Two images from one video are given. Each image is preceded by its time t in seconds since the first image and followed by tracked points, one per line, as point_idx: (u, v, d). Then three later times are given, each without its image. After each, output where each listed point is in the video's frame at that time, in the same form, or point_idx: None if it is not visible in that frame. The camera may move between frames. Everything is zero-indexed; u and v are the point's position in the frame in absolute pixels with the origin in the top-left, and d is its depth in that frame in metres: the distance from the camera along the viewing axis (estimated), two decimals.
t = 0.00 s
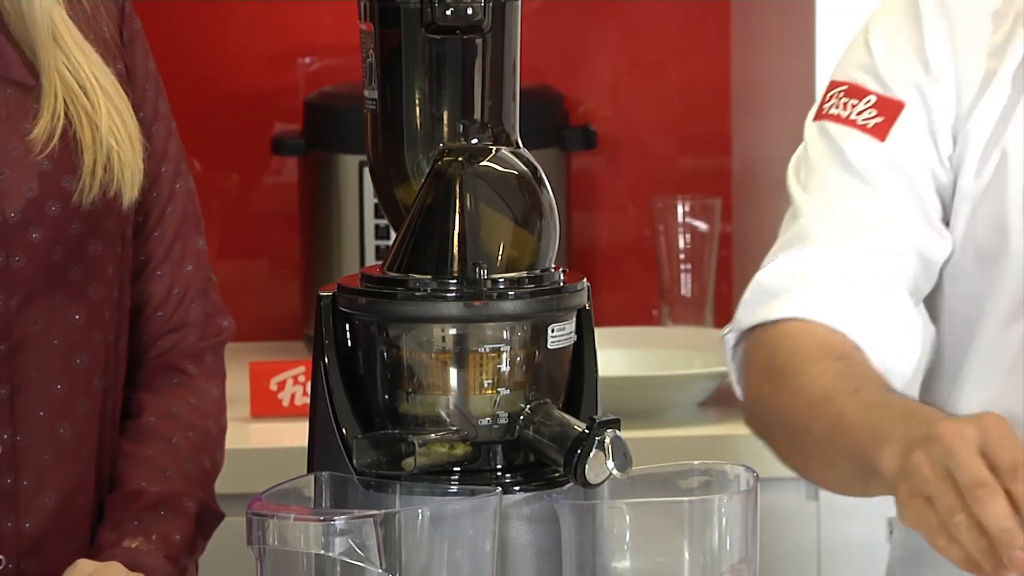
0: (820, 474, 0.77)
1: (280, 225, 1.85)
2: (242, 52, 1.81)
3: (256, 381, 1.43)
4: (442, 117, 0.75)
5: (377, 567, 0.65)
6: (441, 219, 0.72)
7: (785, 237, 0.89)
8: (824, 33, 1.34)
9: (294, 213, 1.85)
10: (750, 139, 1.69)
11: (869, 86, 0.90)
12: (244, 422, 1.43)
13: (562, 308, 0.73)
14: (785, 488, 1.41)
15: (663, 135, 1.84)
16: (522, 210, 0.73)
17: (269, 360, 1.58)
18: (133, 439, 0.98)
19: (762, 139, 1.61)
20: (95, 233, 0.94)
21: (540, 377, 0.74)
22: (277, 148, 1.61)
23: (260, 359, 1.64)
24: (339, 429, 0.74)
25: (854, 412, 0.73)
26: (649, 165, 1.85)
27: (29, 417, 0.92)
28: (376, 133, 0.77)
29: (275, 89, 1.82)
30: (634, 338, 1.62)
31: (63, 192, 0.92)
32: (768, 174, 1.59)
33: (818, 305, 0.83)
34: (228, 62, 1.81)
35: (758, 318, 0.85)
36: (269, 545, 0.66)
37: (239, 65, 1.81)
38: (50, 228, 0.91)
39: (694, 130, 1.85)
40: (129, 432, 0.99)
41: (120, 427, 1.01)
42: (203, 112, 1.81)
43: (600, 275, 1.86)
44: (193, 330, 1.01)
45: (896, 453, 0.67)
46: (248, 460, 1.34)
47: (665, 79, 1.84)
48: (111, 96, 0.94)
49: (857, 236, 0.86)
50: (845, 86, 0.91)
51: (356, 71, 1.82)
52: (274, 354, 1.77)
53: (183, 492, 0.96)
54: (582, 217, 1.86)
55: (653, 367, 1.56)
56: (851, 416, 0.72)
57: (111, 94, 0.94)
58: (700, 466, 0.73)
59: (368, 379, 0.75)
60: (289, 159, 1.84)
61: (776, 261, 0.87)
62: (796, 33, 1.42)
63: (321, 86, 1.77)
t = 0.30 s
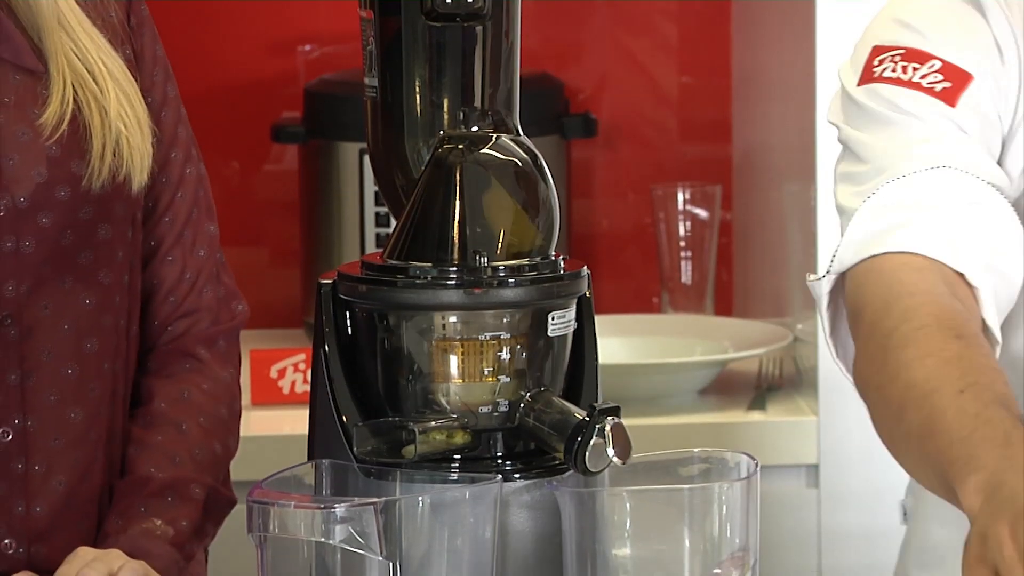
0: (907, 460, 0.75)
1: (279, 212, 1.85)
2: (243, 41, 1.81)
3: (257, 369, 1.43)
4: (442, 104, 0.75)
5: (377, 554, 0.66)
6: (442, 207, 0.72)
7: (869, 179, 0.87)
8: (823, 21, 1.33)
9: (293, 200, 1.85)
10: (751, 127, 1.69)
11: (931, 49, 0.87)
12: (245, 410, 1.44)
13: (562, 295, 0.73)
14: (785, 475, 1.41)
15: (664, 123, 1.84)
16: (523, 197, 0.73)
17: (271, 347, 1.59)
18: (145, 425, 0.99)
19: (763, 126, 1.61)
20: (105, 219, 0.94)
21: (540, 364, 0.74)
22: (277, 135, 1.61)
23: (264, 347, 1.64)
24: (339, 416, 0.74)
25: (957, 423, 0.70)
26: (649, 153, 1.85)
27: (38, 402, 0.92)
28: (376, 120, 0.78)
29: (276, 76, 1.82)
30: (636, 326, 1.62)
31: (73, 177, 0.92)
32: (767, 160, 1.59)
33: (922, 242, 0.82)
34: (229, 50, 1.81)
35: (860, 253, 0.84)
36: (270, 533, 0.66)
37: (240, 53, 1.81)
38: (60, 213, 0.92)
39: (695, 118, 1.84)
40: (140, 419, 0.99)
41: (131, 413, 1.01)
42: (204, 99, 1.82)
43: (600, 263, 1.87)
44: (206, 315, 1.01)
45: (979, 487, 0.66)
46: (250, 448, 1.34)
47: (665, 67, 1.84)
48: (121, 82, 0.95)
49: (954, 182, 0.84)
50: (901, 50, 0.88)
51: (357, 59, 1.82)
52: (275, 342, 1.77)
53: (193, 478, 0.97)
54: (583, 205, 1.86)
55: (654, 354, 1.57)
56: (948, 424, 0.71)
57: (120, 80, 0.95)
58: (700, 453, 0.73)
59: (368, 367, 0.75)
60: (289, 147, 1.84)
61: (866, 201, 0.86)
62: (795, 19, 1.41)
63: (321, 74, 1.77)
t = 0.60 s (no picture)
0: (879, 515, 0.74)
1: (279, 203, 1.85)
2: (240, 33, 1.81)
3: (257, 359, 1.43)
4: (442, 95, 0.75)
5: (377, 545, 0.66)
6: (442, 197, 0.72)
7: (874, 210, 0.88)
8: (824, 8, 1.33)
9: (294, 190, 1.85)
10: (751, 117, 1.69)
11: (951, 89, 0.88)
12: (246, 400, 1.44)
13: (562, 286, 0.73)
14: (785, 465, 1.41)
15: (664, 113, 1.84)
16: (523, 189, 0.73)
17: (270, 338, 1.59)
18: (141, 415, 0.99)
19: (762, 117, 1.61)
20: (102, 211, 0.94)
21: (540, 355, 0.74)
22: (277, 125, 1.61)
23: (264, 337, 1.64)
24: (339, 407, 0.74)
25: (931, 485, 0.70)
26: (649, 144, 1.85)
27: (37, 395, 0.92)
28: (376, 111, 0.78)
29: (275, 66, 1.82)
30: (637, 316, 1.62)
31: (70, 169, 0.92)
32: (767, 150, 1.59)
33: (928, 279, 0.84)
34: (228, 40, 1.81)
35: (863, 284, 0.86)
36: (270, 523, 0.66)
37: (239, 44, 1.81)
38: (57, 205, 0.92)
39: (695, 108, 1.84)
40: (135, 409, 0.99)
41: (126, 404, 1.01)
42: (203, 90, 1.81)
43: (600, 254, 1.87)
44: (199, 306, 1.02)
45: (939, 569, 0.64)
46: (250, 438, 1.34)
47: (665, 58, 1.83)
48: (117, 74, 0.95)
49: (962, 221, 0.85)
50: (919, 82, 0.88)
51: (357, 49, 1.82)
52: (274, 332, 1.78)
53: (190, 469, 0.97)
54: (583, 195, 1.86)
55: (655, 344, 1.57)
56: (922, 485, 0.71)
57: (117, 73, 0.95)
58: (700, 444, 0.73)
59: (368, 357, 0.75)
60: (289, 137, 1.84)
61: (875, 230, 0.87)
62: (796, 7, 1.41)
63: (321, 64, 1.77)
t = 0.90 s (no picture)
0: None
1: (279, 196, 1.85)
2: (238, 28, 1.81)
3: (256, 352, 1.43)
4: (443, 88, 0.75)
5: (377, 538, 0.66)
6: (442, 191, 0.72)
7: (874, 223, 0.83)
8: None
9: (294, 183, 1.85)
10: (751, 110, 1.68)
11: (950, 109, 0.84)
12: (246, 393, 1.44)
13: (562, 279, 0.73)
14: (785, 458, 1.41)
15: (664, 106, 1.84)
16: (523, 184, 0.73)
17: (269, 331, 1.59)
18: (133, 410, 0.99)
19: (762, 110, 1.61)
20: (97, 207, 0.94)
21: (540, 348, 0.74)
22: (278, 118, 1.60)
23: (263, 330, 1.65)
24: (339, 400, 0.74)
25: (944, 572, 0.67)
26: (648, 138, 1.85)
27: (32, 389, 0.93)
28: (377, 104, 0.78)
29: (275, 59, 1.82)
30: (638, 309, 1.62)
31: (65, 165, 0.92)
32: (768, 142, 1.59)
33: (932, 307, 0.80)
34: (227, 34, 1.80)
35: (866, 305, 0.81)
36: (270, 516, 0.66)
37: (238, 38, 1.81)
38: (51, 200, 0.91)
39: (696, 101, 1.84)
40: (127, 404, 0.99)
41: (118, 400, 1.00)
42: (201, 84, 1.81)
43: (600, 247, 1.87)
44: (189, 301, 1.02)
45: None
46: (249, 430, 1.34)
47: (665, 51, 1.83)
48: (115, 76, 0.95)
49: (970, 249, 0.81)
50: (915, 99, 0.85)
51: (357, 43, 1.82)
52: (274, 325, 1.78)
53: (184, 464, 0.97)
54: (583, 187, 1.86)
55: (655, 337, 1.56)
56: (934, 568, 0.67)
57: (116, 75, 0.95)
58: (698, 436, 0.73)
59: (368, 350, 0.75)
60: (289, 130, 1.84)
61: (879, 248, 0.82)
62: None
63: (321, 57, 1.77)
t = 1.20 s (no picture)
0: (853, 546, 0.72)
1: (279, 187, 1.85)
2: (237, 21, 1.80)
3: (257, 342, 1.43)
4: (443, 78, 0.75)
5: (377, 528, 0.66)
6: (442, 181, 0.72)
7: (864, 195, 0.83)
8: None
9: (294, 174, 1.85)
10: (751, 101, 1.69)
11: (948, 92, 0.84)
12: (246, 382, 1.44)
13: (562, 269, 0.73)
14: (786, 447, 1.41)
15: (664, 96, 1.84)
16: (523, 174, 0.73)
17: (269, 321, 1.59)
18: (126, 403, 0.98)
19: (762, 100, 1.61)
20: (92, 197, 0.94)
21: (540, 338, 0.74)
22: (278, 109, 1.59)
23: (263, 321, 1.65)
24: (339, 390, 0.74)
25: (926, 523, 0.68)
26: (648, 128, 1.85)
27: (27, 380, 0.93)
28: (377, 94, 0.78)
29: (275, 51, 1.82)
30: (639, 299, 1.62)
31: (61, 156, 0.92)
32: (768, 132, 1.59)
33: (912, 281, 0.79)
34: (226, 26, 1.80)
35: (848, 277, 0.81)
36: (270, 506, 0.66)
37: (237, 30, 1.81)
38: (47, 190, 0.91)
39: (696, 91, 1.84)
40: (121, 395, 0.99)
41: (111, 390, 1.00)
42: (200, 76, 1.81)
43: (601, 237, 1.87)
44: (182, 291, 1.02)
45: None
46: (249, 420, 1.34)
47: (664, 43, 1.83)
48: (111, 68, 0.96)
49: (954, 225, 0.80)
50: (915, 79, 0.85)
51: (358, 33, 1.82)
52: (274, 315, 1.78)
53: (179, 455, 0.97)
54: (584, 178, 1.86)
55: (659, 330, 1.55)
56: (915, 521, 0.68)
57: (112, 67, 0.95)
58: (698, 426, 0.73)
59: (368, 340, 0.75)
60: (290, 121, 1.84)
61: (866, 221, 0.81)
62: None
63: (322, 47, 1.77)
